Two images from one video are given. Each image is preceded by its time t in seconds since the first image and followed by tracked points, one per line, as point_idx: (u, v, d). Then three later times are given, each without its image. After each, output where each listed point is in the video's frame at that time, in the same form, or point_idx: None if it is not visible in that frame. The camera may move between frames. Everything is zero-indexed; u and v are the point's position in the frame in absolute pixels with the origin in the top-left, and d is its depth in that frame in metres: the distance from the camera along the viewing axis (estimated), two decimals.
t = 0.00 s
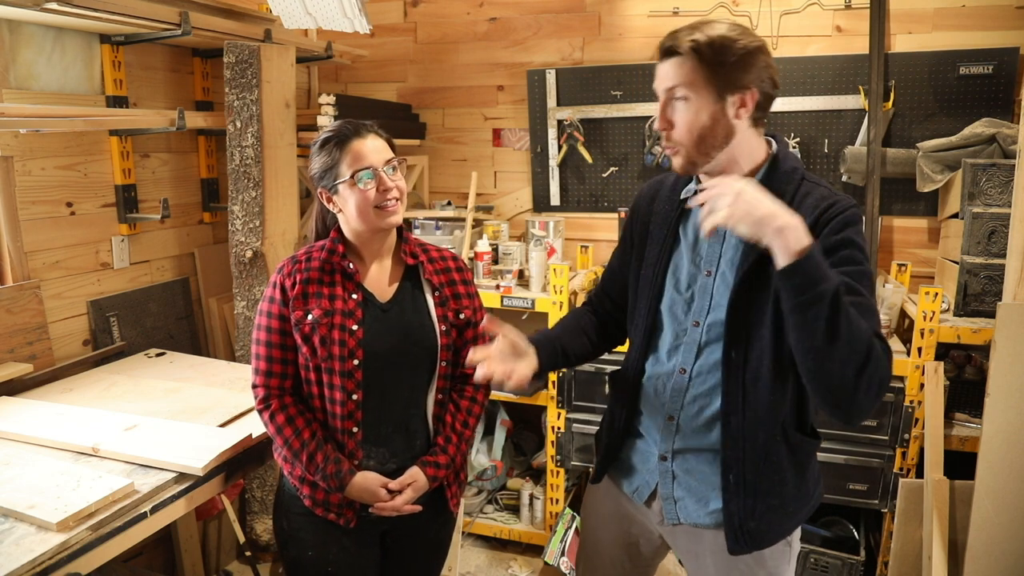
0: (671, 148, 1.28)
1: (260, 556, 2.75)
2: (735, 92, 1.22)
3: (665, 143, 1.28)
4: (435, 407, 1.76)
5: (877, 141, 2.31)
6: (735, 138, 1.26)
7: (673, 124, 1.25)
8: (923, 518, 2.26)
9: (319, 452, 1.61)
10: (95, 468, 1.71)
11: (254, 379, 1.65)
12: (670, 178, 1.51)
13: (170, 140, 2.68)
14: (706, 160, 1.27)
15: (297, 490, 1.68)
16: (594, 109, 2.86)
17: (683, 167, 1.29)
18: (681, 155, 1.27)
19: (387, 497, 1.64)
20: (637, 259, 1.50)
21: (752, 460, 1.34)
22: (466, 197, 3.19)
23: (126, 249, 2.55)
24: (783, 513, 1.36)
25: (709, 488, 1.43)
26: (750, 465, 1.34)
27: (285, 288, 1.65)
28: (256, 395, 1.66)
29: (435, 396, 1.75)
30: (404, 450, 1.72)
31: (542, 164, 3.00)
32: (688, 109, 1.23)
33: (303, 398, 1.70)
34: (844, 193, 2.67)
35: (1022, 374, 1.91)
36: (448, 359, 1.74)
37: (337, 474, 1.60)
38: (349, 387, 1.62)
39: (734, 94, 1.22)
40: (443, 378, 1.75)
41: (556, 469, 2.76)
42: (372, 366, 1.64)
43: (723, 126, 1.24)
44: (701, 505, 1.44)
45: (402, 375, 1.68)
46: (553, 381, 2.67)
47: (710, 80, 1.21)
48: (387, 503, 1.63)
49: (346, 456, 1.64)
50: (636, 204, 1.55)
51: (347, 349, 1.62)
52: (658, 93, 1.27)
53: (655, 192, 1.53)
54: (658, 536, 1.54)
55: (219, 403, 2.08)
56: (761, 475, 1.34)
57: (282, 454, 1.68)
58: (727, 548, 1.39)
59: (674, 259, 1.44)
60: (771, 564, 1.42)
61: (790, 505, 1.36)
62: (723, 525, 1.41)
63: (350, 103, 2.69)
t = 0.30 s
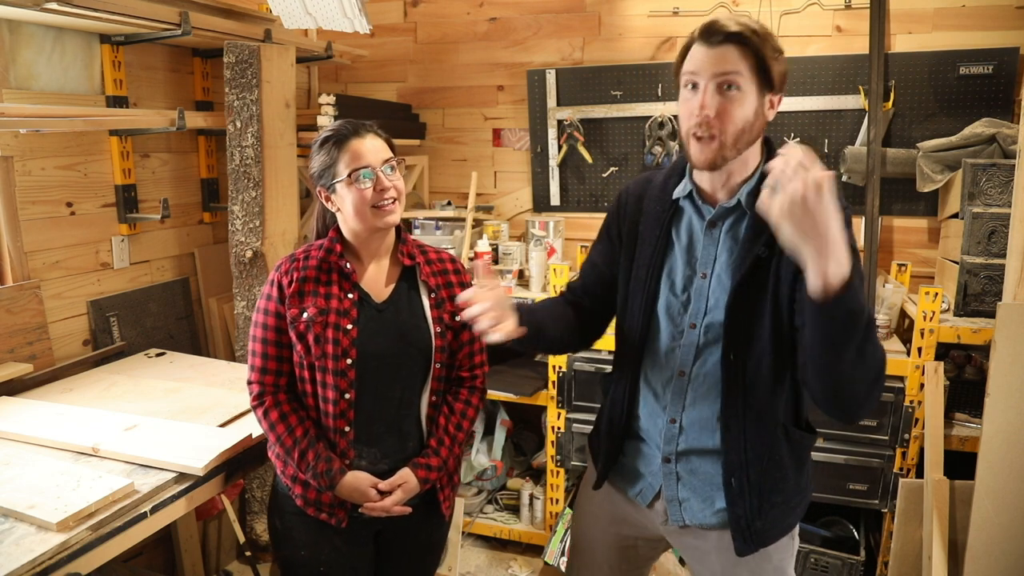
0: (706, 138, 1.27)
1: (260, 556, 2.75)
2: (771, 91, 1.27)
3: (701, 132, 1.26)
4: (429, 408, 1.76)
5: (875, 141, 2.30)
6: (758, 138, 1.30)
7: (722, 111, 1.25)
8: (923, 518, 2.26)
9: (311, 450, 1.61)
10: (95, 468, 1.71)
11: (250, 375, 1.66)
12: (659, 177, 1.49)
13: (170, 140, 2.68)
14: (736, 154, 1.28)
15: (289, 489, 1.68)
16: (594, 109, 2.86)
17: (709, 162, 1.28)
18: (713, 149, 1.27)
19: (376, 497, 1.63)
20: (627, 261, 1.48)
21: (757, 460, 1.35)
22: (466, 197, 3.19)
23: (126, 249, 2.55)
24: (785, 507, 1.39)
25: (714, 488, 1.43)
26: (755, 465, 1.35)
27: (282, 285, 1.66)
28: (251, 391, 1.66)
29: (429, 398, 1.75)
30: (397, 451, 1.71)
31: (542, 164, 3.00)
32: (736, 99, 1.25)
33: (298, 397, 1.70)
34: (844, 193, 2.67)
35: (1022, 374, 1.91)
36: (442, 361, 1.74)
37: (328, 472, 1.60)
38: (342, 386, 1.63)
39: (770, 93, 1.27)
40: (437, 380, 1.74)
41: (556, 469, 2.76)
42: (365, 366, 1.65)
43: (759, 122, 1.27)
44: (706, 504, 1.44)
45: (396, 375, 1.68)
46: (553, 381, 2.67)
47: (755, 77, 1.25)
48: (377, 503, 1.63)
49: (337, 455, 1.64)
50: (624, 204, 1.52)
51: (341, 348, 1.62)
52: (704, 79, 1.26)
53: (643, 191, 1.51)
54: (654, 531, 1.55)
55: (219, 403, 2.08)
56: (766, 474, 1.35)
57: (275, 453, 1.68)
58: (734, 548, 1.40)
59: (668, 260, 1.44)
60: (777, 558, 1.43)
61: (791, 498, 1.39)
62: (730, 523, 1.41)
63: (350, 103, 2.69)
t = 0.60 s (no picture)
0: (687, 132, 1.27)
1: (259, 556, 2.75)
2: (738, 78, 1.29)
3: (681, 127, 1.26)
4: (426, 409, 1.76)
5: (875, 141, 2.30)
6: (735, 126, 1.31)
7: (697, 104, 1.25)
8: (923, 518, 2.26)
9: (308, 451, 1.61)
10: (95, 468, 1.71)
11: (246, 375, 1.65)
12: (635, 183, 1.46)
13: (170, 140, 2.68)
14: (718, 144, 1.29)
15: (285, 491, 1.68)
16: (594, 109, 2.86)
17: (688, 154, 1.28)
18: (694, 141, 1.27)
19: (374, 498, 1.63)
20: (614, 269, 1.45)
21: (767, 455, 1.36)
22: (466, 197, 3.19)
23: (126, 249, 2.55)
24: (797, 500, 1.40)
25: (723, 486, 1.43)
26: (766, 461, 1.36)
27: (281, 285, 1.65)
28: (247, 392, 1.66)
29: (426, 399, 1.75)
30: (394, 452, 1.72)
31: (542, 164, 3.00)
32: (706, 90, 1.26)
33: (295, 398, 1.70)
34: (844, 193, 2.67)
35: (1022, 374, 1.91)
36: (440, 362, 1.74)
37: (325, 473, 1.60)
38: (340, 386, 1.63)
39: (738, 82, 1.29)
40: (434, 380, 1.74)
41: (556, 469, 2.76)
42: (363, 367, 1.65)
43: (733, 109, 1.28)
44: (718, 503, 1.44)
45: (393, 376, 1.68)
46: (553, 381, 2.67)
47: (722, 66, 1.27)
48: (375, 504, 1.63)
49: (334, 456, 1.64)
50: (601, 212, 1.49)
51: (339, 348, 1.62)
52: (673, 76, 1.27)
53: (620, 198, 1.47)
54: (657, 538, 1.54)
55: (218, 403, 2.08)
56: (776, 469, 1.36)
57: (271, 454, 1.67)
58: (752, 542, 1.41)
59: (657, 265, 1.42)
60: (785, 547, 1.46)
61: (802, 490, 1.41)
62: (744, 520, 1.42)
63: (350, 103, 2.69)
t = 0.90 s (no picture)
0: (671, 182, 1.26)
1: (259, 556, 2.75)
2: (717, 121, 1.28)
3: (664, 179, 1.26)
4: (427, 408, 1.75)
5: (875, 141, 2.30)
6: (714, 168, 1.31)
7: (681, 156, 1.25)
8: (923, 519, 2.26)
9: (315, 453, 1.60)
10: (95, 469, 1.71)
11: (246, 379, 1.64)
12: (614, 221, 1.43)
13: (170, 140, 2.68)
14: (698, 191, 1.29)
15: (287, 494, 1.67)
16: (594, 109, 2.86)
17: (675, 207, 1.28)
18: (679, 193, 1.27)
19: (382, 498, 1.64)
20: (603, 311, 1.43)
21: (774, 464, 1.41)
22: (466, 197, 3.19)
23: (126, 249, 2.55)
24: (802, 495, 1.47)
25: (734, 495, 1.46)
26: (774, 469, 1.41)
27: (281, 287, 1.65)
28: (247, 396, 1.64)
29: (427, 398, 1.74)
30: (397, 451, 1.72)
31: (542, 164, 3.00)
32: (689, 140, 1.25)
33: (296, 401, 1.69)
34: (844, 194, 2.67)
35: (1022, 374, 1.91)
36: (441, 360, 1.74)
37: (332, 474, 1.60)
38: (346, 387, 1.63)
39: (717, 125, 1.28)
40: (436, 379, 1.74)
41: (556, 469, 2.76)
42: (368, 368, 1.65)
43: (713, 156, 1.28)
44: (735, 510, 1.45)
45: (397, 377, 1.68)
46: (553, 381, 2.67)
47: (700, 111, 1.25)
48: (382, 504, 1.63)
49: (340, 457, 1.64)
50: (581, 252, 1.46)
51: (344, 348, 1.63)
52: (655, 127, 1.25)
53: (600, 238, 1.44)
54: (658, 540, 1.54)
55: (218, 403, 2.08)
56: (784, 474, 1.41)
57: (274, 458, 1.67)
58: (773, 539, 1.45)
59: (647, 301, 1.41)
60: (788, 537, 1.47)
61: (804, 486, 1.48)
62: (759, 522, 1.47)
63: (350, 103, 2.69)
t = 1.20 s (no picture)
0: (660, 177, 1.21)
1: (259, 556, 2.75)
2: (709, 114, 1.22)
3: (653, 174, 1.21)
4: (428, 409, 1.75)
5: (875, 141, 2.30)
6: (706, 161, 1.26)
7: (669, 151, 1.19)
8: (923, 518, 2.26)
9: (318, 456, 1.60)
10: (95, 469, 1.71)
11: (246, 383, 1.63)
12: (612, 210, 1.42)
13: (170, 140, 2.68)
14: (688, 184, 1.24)
15: (290, 496, 1.67)
16: (594, 109, 2.86)
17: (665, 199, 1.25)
18: (669, 187, 1.23)
19: (387, 498, 1.64)
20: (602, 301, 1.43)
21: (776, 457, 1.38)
22: (466, 197, 3.19)
23: (126, 249, 2.55)
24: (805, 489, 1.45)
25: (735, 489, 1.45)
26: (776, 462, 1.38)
27: (280, 290, 1.64)
28: (249, 400, 1.64)
29: (427, 399, 1.74)
30: (400, 452, 1.72)
31: (542, 164, 3.00)
32: (679, 134, 1.19)
33: (297, 404, 1.69)
34: (844, 194, 2.67)
35: (1022, 375, 1.91)
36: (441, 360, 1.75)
37: (337, 476, 1.60)
38: (348, 389, 1.63)
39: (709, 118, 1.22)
40: (436, 379, 1.74)
41: (556, 469, 2.76)
42: (371, 370, 1.65)
43: (705, 149, 1.23)
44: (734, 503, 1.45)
45: (398, 378, 1.68)
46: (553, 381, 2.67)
47: (689, 105, 1.19)
48: (387, 504, 1.64)
49: (343, 460, 1.64)
50: (578, 242, 1.45)
51: (346, 351, 1.63)
52: (641, 120, 1.20)
53: (597, 227, 1.43)
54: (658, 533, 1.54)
55: (218, 403, 2.08)
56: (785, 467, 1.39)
57: (276, 461, 1.67)
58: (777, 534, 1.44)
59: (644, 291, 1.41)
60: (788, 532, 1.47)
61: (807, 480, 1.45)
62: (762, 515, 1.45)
63: (350, 103, 2.69)
